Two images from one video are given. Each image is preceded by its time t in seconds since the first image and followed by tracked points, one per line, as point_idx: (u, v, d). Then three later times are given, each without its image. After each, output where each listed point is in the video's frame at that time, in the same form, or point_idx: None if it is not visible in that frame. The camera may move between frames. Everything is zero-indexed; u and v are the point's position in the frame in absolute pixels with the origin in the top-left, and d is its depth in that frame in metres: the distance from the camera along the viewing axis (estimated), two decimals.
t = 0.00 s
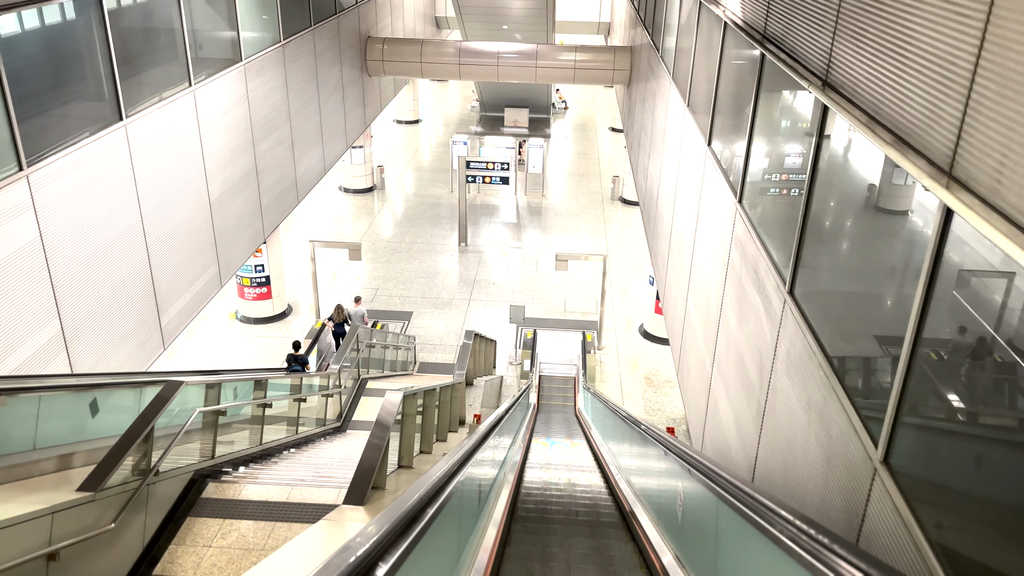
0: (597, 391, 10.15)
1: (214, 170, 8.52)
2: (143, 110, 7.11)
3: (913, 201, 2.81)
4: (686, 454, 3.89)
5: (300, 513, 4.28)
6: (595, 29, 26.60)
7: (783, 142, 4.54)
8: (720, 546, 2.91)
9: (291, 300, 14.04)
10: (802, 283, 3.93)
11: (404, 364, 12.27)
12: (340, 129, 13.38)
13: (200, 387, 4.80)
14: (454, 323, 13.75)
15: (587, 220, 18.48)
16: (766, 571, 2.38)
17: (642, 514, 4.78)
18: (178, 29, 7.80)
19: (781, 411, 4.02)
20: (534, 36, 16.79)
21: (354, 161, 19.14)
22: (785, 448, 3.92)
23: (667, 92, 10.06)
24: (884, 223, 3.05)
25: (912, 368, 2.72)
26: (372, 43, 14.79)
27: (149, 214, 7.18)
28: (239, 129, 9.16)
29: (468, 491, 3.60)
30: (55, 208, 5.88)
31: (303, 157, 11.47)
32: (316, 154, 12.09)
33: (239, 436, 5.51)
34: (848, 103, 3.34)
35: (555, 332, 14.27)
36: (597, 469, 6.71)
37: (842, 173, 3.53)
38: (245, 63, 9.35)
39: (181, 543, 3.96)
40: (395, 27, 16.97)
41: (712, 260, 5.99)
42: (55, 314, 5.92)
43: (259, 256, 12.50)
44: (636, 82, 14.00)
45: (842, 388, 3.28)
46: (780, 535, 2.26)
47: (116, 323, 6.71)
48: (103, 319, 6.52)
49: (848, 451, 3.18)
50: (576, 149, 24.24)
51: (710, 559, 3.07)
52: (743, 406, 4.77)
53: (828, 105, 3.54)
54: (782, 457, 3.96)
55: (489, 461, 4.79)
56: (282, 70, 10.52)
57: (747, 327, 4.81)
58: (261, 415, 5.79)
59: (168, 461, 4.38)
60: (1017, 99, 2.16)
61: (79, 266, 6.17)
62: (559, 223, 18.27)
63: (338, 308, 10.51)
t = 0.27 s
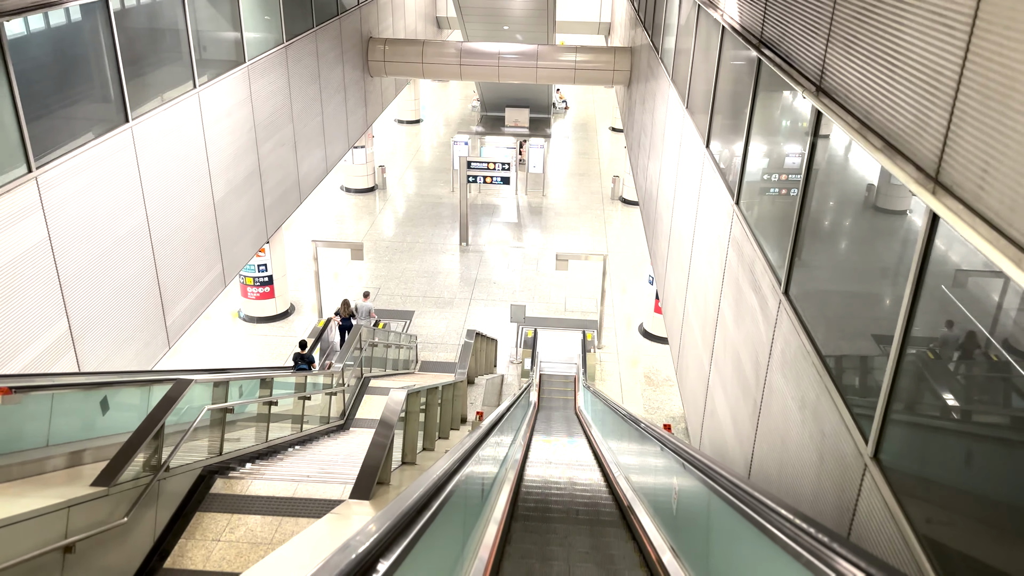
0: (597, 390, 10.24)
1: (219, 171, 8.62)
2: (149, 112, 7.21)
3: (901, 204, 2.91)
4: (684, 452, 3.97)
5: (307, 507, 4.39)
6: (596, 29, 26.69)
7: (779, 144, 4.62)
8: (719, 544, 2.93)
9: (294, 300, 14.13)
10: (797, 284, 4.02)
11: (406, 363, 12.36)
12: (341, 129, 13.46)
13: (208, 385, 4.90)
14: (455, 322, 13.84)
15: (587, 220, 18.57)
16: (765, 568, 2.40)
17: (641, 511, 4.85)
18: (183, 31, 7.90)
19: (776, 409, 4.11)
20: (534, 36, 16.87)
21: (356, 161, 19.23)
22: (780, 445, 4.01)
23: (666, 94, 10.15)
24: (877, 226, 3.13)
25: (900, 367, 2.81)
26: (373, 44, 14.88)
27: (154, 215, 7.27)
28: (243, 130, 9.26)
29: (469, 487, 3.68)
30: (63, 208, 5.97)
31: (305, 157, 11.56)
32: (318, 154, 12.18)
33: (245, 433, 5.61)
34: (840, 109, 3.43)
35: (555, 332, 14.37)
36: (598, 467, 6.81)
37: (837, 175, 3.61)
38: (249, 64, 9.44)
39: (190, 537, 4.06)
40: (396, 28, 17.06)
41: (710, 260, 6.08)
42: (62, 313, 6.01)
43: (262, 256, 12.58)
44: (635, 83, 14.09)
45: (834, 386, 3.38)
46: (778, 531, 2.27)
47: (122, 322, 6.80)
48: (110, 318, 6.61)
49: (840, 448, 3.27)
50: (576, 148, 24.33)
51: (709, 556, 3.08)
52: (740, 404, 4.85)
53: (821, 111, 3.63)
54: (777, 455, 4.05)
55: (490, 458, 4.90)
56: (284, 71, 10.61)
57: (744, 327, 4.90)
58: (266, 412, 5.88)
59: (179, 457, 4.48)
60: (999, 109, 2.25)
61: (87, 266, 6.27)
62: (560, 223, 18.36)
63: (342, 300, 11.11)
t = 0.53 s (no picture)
0: (597, 388, 10.33)
1: (223, 171, 8.71)
2: (155, 114, 7.30)
3: (890, 207, 3.00)
4: (681, 448, 4.05)
5: (313, 503, 4.48)
6: (596, 29, 26.79)
7: (774, 147, 4.71)
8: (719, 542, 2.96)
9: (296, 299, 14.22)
10: (793, 285, 4.11)
11: (407, 362, 12.46)
12: (343, 129, 13.55)
13: (216, 383, 4.97)
14: (456, 321, 13.94)
15: (588, 219, 18.67)
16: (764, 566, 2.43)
17: (640, 507, 4.93)
18: (188, 33, 7.99)
19: (771, 407, 4.20)
20: (535, 37, 16.95)
21: (357, 161, 19.32)
22: (775, 442, 4.11)
23: (666, 95, 10.24)
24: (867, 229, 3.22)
25: (891, 367, 2.90)
26: (375, 45, 14.98)
27: (160, 215, 7.37)
28: (246, 131, 9.35)
29: (471, 484, 3.75)
30: (72, 210, 6.07)
31: (308, 157, 11.64)
32: (320, 154, 12.27)
33: (252, 431, 5.69)
34: (833, 114, 3.51)
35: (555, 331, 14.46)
36: (597, 465, 6.91)
37: (830, 178, 3.69)
38: (253, 66, 9.53)
39: (199, 532, 4.16)
40: (397, 28, 17.15)
41: (708, 261, 6.17)
42: (70, 312, 6.10)
43: (264, 256, 12.67)
44: (636, 83, 14.18)
45: (827, 384, 3.47)
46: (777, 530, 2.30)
47: (128, 321, 6.90)
48: (117, 317, 6.71)
49: (832, 444, 3.37)
50: (577, 148, 24.42)
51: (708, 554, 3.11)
52: (737, 402, 4.95)
53: (815, 116, 3.72)
54: (772, 452, 4.15)
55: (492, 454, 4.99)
56: (287, 72, 10.70)
57: (741, 327, 4.99)
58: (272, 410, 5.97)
59: (190, 453, 4.57)
60: (981, 119, 2.34)
61: (94, 266, 6.37)
62: (560, 223, 18.44)
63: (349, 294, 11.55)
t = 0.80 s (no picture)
0: (597, 387, 10.42)
1: (227, 172, 8.80)
2: (161, 116, 7.39)
3: (881, 211, 3.09)
4: (679, 445, 4.12)
5: (320, 498, 4.59)
6: (597, 29, 26.87)
7: (771, 151, 4.80)
8: (719, 539, 2.99)
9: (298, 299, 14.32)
10: (788, 285, 4.19)
11: (409, 361, 12.56)
12: (345, 130, 13.65)
13: (224, 381, 5.05)
14: (457, 320, 14.03)
15: (588, 219, 18.76)
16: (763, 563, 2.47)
17: (639, 504, 5.01)
18: (192, 36, 8.08)
19: (768, 405, 4.30)
20: (536, 38, 17.04)
21: (359, 160, 19.42)
22: (771, 439, 4.20)
23: (665, 97, 10.33)
24: (860, 231, 3.32)
25: (882, 366, 3.00)
26: (377, 45, 15.08)
27: (166, 216, 7.46)
28: (250, 132, 9.44)
29: (473, 480, 3.82)
30: (80, 211, 6.17)
31: (310, 158, 11.73)
32: (323, 154, 12.36)
33: (258, 428, 5.78)
34: (827, 120, 3.60)
35: (555, 330, 14.54)
36: (597, 463, 7.00)
37: (826, 182, 3.78)
38: (256, 68, 9.62)
39: (208, 527, 4.25)
40: (399, 29, 17.24)
41: (707, 261, 6.26)
42: (78, 312, 6.19)
43: (267, 256, 12.77)
44: (636, 84, 14.27)
45: (821, 382, 3.56)
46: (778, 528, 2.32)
47: (134, 321, 6.99)
48: (123, 316, 6.81)
49: (825, 441, 3.46)
50: (577, 148, 24.51)
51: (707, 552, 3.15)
52: (734, 400, 5.05)
53: (810, 121, 3.80)
54: (768, 449, 4.24)
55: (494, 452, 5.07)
56: (290, 74, 10.79)
57: (738, 326, 5.08)
58: (278, 408, 6.06)
59: (198, 450, 4.66)
60: (966, 128, 2.43)
61: (102, 266, 6.46)
62: (560, 222, 18.53)
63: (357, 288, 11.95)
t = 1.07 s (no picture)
0: (597, 386, 10.51)
1: (231, 173, 8.89)
2: (166, 118, 7.48)
3: (872, 216, 3.18)
4: (677, 443, 4.19)
5: (325, 494, 4.68)
6: (597, 30, 26.95)
7: (768, 154, 4.89)
8: (719, 536, 3.02)
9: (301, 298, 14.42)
10: (784, 286, 4.28)
11: (410, 360, 12.65)
12: (347, 130, 13.73)
13: (231, 379, 5.13)
14: (458, 320, 14.13)
15: (588, 219, 18.85)
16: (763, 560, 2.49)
17: (638, 501, 5.10)
18: (197, 37, 8.16)
19: (764, 404, 4.38)
20: (537, 38, 17.11)
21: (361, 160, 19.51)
22: (767, 437, 4.29)
23: (664, 98, 10.41)
24: (852, 235, 3.40)
25: (873, 364, 3.09)
26: (378, 46, 15.17)
27: (171, 216, 7.55)
28: (253, 133, 9.52)
29: (474, 477, 3.88)
30: (87, 212, 6.26)
31: (312, 158, 11.82)
32: (325, 155, 12.45)
33: (264, 425, 5.87)
34: (821, 125, 3.69)
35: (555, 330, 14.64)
36: (597, 461, 7.08)
37: (820, 185, 3.86)
38: (259, 69, 9.70)
39: (217, 521, 4.34)
40: (401, 29, 17.33)
41: (705, 262, 6.35)
42: (85, 311, 6.28)
43: (270, 255, 12.87)
44: (636, 85, 14.34)
45: (814, 381, 3.66)
46: (778, 526, 2.34)
47: (141, 320, 7.09)
48: (129, 315, 6.90)
49: (819, 437, 3.55)
50: (578, 149, 24.60)
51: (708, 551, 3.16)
52: (731, 399, 5.13)
53: (804, 126, 3.89)
54: (764, 446, 4.33)
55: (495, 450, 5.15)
56: (293, 75, 10.87)
57: (735, 326, 5.17)
58: (283, 406, 6.15)
59: (207, 446, 4.76)
60: (952, 135, 2.52)
61: (108, 266, 6.56)
62: (561, 222, 18.62)
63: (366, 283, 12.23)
